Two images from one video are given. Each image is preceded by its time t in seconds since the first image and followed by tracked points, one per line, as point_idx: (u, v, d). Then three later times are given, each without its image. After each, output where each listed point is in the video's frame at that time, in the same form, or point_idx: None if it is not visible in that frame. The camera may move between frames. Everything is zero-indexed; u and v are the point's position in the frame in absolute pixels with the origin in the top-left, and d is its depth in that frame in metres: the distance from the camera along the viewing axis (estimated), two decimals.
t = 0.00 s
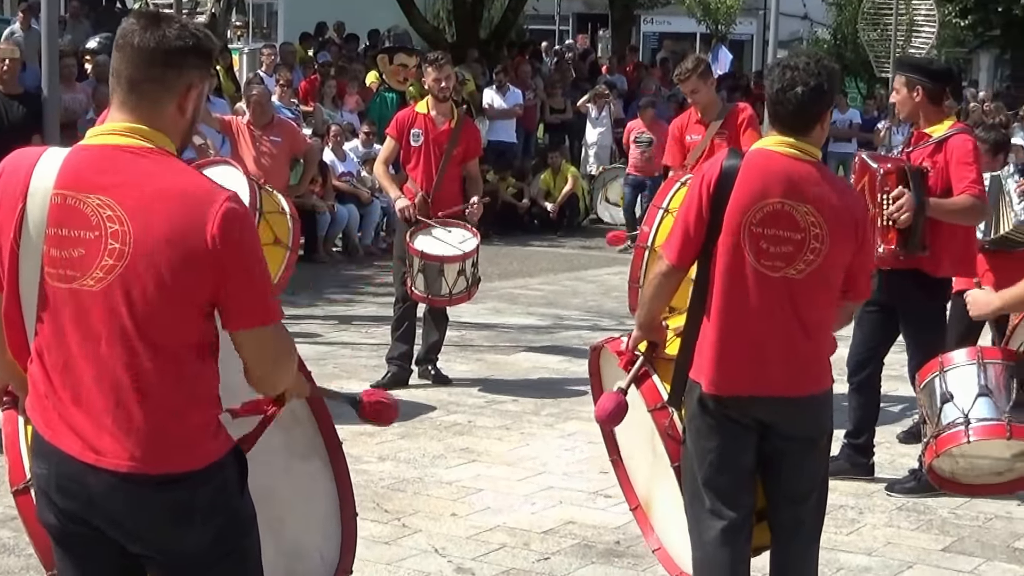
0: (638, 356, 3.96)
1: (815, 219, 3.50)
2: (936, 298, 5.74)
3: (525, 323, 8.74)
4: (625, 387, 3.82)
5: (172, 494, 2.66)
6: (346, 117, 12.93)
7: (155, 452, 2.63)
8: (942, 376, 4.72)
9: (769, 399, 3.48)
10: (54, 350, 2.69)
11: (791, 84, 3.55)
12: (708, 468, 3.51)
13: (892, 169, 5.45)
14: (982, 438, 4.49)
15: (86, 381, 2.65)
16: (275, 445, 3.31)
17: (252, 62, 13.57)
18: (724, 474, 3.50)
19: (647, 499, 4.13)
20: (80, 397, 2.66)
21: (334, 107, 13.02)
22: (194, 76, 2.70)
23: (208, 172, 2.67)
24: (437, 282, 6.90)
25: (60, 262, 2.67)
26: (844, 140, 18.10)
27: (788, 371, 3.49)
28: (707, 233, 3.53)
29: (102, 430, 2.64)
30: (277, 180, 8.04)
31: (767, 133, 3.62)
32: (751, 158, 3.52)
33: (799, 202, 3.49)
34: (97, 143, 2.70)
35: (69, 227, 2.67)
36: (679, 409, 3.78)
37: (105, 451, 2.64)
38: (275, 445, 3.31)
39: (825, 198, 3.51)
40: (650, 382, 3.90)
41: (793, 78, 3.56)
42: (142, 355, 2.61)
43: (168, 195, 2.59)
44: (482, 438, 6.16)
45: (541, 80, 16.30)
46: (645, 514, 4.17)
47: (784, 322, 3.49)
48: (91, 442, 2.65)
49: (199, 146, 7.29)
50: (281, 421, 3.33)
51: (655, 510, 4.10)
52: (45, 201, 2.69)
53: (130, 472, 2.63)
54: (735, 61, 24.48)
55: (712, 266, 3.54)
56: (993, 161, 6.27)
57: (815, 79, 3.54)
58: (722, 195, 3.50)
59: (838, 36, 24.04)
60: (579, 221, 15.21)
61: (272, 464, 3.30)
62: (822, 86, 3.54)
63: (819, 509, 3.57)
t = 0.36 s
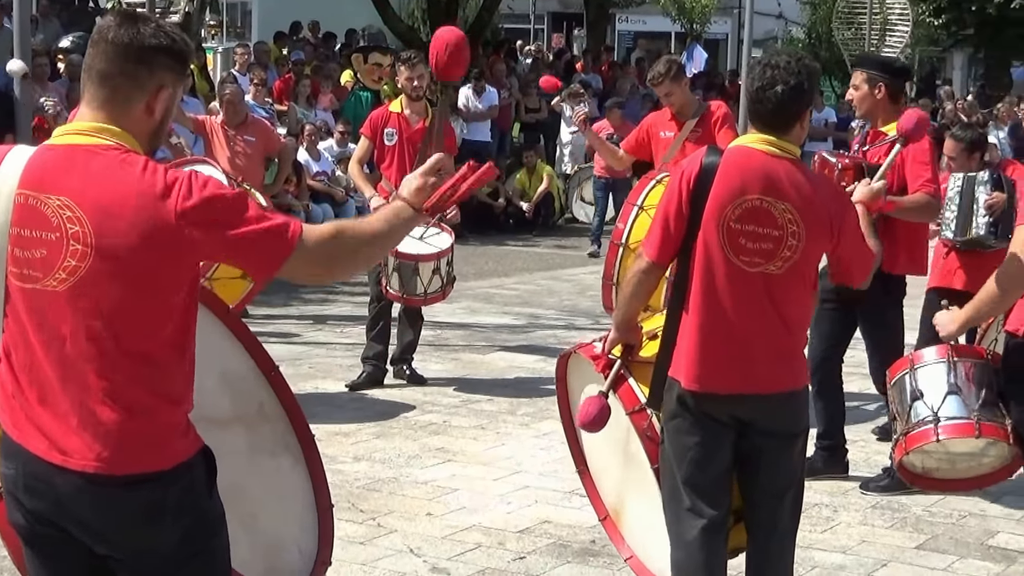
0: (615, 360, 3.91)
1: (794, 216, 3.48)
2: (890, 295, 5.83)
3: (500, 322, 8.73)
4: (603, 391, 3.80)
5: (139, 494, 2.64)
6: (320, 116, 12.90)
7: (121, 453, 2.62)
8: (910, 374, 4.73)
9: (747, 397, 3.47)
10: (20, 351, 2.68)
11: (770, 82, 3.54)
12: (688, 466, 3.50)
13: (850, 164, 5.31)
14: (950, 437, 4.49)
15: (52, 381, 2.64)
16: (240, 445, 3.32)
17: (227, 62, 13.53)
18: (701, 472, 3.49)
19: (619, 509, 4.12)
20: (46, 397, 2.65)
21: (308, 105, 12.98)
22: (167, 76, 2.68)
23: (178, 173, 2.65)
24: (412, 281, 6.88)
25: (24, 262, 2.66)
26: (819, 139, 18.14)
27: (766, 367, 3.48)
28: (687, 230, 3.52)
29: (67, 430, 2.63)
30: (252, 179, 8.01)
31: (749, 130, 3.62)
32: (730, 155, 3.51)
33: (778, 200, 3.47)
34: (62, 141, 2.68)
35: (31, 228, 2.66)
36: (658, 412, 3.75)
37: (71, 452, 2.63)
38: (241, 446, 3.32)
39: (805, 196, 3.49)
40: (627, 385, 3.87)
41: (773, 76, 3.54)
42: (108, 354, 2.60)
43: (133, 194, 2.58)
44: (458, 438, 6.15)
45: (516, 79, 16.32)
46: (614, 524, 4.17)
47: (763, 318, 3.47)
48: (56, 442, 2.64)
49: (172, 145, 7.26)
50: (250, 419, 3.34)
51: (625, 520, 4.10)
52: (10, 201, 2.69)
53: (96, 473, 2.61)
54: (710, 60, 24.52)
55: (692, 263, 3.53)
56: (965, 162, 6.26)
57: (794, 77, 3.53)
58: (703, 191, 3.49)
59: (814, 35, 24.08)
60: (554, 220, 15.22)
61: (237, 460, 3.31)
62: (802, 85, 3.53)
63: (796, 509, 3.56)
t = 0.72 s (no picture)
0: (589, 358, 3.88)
1: (770, 214, 3.46)
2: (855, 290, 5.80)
3: (475, 322, 8.72)
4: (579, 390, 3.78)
5: (112, 496, 2.64)
6: (294, 116, 12.85)
7: (93, 453, 2.61)
8: (872, 375, 4.56)
9: (723, 396, 3.46)
10: None
11: (749, 82, 3.52)
12: (663, 465, 3.49)
13: (821, 180, 5.01)
14: (915, 436, 4.34)
15: (24, 380, 2.61)
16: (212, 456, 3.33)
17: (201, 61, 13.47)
18: (678, 470, 3.48)
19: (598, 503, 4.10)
20: (17, 395, 2.62)
21: (283, 105, 12.93)
22: (145, 77, 2.67)
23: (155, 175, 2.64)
24: (387, 281, 6.86)
25: None
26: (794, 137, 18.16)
27: (743, 365, 3.47)
28: (665, 228, 3.48)
29: (40, 428, 2.61)
30: (225, 179, 7.98)
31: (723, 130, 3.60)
32: (707, 154, 3.48)
33: (753, 198, 3.45)
34: (41, 139, 2.66)
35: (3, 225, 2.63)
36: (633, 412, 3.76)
37: (42, 450, 2.61)
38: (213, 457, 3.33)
39: (780, 193, 3.47)
40: (604, 383, 3.85)
41: (751, 76, 3.54)
42: (83, 354, 2.58)
43: (111, 192, 2.56)
44: (433, 438, 6.14)
45: (490, 79, 16.32)
46: (590, 520, 4.16)
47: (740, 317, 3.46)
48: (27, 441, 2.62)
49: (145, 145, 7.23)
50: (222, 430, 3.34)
51: (602, 516, 4.09)
52: None
53: (66, 472, 2.60)
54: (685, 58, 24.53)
55: (669, 261, 3.50)
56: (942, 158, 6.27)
57: (772, 78, 3.52)
58: (678, 191, 3.46)
59: (788, 33, 24.12)
60: (529, 220, 15.21)
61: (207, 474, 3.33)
62: (779, 85, 3.52)
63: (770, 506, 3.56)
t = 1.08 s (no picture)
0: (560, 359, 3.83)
1: (739, 210, 3.45)
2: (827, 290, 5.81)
3: (450, 322, 8.71)
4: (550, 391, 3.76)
5: (82, 497, 2.62)
6: (269, 116, 12.81)
7: (64, 453, 2.60)
8: (838, 373, 4.51)
9: (695, 394, 3.45)
10: None
11: (709, 76, 3.49)
12: (636, 465, 3.48)
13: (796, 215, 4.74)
14: (884, 433, 4.27)
15: None
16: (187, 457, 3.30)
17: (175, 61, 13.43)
18: (650, 469, 3.47)
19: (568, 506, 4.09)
20: None
21: (257, 105, 12.89)
22: (107, 73, 2.64)
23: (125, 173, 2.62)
24: (361, 281, 6.85)
25: None
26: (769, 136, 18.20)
27: (715, 363, 3.46)
28: (634, 227, 3.48)
29: (9, 430, 2.59)
30: (199, 180, 7.94)
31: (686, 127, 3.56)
32: (675, 152, 3.47)
33: (723, 193, 3.44)
34: (5, 137, 2.64)
35: None
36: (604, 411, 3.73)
37: (9, 452, 2.60)
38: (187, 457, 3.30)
39: (749, 190, 3.46)
40: (573, 383, 3.82)
41: (711, 70, 3.49)
42: (52, 352, 2.56)
43: (82, 189, 2.54)
44: (408, 438, 6.12)
45: (465, 78, 16.30)
46: (564, 524, 4.15)
47: (712, 315, 3.45)
48: None
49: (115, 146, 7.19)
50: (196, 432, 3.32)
51: (573, 519, 4.08)
52: None
53: (36, 474, 2.59)
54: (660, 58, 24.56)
55: (639, 260, 3.49)
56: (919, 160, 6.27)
57: (731, 71, 3.48)
58: (648, 188, 3.45)
59: (763, 32, 24.16)
60: (505, 219, 15.20)
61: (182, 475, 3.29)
62: (740, 78, 3.49)
63: (744, 505, 3.57)
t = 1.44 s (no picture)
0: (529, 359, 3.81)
1: (710, 210, 3.43)
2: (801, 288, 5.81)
3: (426, 322, 8.69)
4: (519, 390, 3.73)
5: (55, 499, 2.59)
6: (243, 115, 12.77)
7: (37, 453, 2.57)
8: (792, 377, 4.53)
9: (666, 394, 3.44)
10: None
11: (681, 74, 3.47)
12: (607, 464, 3.47)
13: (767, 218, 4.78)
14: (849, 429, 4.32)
15: None
16: (157, 452, 3.25)
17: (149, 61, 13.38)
18: (622, 470, 3.46)
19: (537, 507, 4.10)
20: None
21: (231, 105, 12.84)
22: (72, 72, 2.61)
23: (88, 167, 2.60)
24: (336, 281, 6.83)
25: None
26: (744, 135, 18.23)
27: (688, 363, 3.45)
28: (606, 226, 3.47)
29: None
30: (172, 181, 7.90)
31: (657, 126, 3.55)
32: (647, 151, 3.45)
33: (694, 192, 3.42)
34: None
35: None
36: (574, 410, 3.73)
37: None
38: (157, 453, 3.25)
39: (720, 189, 3.45)
40: (543, 383, 3.81)
41: (682, 68, 3.47)
42: (22, 351, 2.54)
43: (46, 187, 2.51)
44: (383, 439, 6.10)
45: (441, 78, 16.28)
46: (532, 524, 4.14)
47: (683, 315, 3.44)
48: None
49: (87, 147, 7.15)
50: (163, 425, 3.26)
51: (544, 518, 4.08)
52: None
53: (9, 475, 2.57)
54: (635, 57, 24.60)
55: (611, 260, 3.48)
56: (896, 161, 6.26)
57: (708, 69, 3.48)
58: (619, 187, 3.44)
59: (738, 31, 24.21)
60: (480, 219, 15.19)
61: (151, 469, 3.25)
62: (710, 76, 3.48)
63: (715, 504, 3.55)
